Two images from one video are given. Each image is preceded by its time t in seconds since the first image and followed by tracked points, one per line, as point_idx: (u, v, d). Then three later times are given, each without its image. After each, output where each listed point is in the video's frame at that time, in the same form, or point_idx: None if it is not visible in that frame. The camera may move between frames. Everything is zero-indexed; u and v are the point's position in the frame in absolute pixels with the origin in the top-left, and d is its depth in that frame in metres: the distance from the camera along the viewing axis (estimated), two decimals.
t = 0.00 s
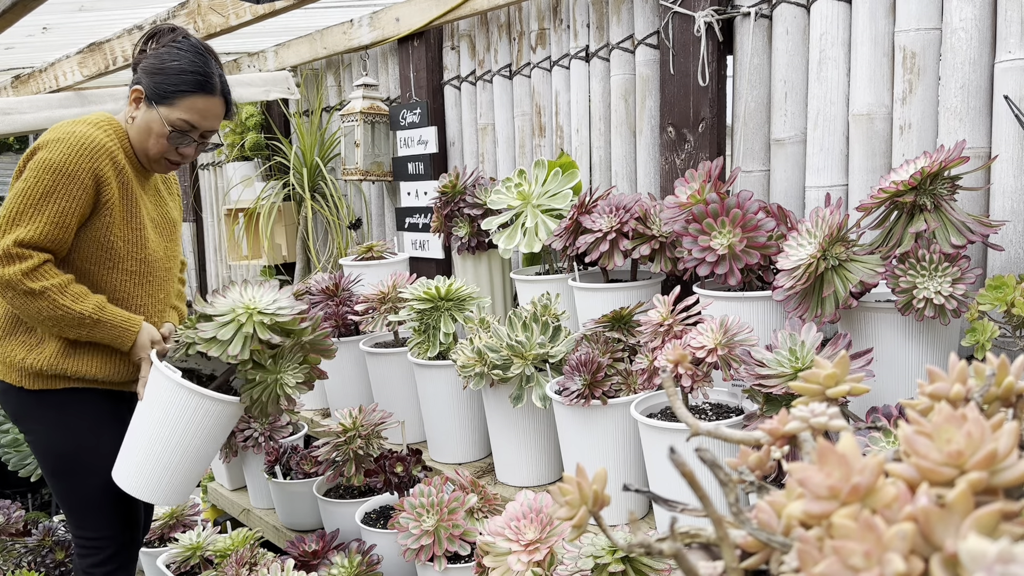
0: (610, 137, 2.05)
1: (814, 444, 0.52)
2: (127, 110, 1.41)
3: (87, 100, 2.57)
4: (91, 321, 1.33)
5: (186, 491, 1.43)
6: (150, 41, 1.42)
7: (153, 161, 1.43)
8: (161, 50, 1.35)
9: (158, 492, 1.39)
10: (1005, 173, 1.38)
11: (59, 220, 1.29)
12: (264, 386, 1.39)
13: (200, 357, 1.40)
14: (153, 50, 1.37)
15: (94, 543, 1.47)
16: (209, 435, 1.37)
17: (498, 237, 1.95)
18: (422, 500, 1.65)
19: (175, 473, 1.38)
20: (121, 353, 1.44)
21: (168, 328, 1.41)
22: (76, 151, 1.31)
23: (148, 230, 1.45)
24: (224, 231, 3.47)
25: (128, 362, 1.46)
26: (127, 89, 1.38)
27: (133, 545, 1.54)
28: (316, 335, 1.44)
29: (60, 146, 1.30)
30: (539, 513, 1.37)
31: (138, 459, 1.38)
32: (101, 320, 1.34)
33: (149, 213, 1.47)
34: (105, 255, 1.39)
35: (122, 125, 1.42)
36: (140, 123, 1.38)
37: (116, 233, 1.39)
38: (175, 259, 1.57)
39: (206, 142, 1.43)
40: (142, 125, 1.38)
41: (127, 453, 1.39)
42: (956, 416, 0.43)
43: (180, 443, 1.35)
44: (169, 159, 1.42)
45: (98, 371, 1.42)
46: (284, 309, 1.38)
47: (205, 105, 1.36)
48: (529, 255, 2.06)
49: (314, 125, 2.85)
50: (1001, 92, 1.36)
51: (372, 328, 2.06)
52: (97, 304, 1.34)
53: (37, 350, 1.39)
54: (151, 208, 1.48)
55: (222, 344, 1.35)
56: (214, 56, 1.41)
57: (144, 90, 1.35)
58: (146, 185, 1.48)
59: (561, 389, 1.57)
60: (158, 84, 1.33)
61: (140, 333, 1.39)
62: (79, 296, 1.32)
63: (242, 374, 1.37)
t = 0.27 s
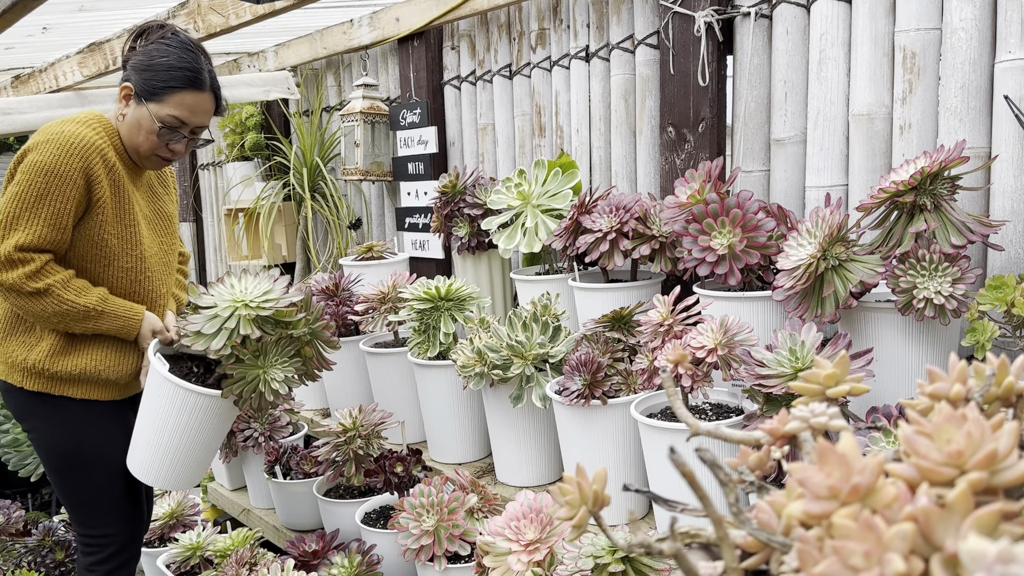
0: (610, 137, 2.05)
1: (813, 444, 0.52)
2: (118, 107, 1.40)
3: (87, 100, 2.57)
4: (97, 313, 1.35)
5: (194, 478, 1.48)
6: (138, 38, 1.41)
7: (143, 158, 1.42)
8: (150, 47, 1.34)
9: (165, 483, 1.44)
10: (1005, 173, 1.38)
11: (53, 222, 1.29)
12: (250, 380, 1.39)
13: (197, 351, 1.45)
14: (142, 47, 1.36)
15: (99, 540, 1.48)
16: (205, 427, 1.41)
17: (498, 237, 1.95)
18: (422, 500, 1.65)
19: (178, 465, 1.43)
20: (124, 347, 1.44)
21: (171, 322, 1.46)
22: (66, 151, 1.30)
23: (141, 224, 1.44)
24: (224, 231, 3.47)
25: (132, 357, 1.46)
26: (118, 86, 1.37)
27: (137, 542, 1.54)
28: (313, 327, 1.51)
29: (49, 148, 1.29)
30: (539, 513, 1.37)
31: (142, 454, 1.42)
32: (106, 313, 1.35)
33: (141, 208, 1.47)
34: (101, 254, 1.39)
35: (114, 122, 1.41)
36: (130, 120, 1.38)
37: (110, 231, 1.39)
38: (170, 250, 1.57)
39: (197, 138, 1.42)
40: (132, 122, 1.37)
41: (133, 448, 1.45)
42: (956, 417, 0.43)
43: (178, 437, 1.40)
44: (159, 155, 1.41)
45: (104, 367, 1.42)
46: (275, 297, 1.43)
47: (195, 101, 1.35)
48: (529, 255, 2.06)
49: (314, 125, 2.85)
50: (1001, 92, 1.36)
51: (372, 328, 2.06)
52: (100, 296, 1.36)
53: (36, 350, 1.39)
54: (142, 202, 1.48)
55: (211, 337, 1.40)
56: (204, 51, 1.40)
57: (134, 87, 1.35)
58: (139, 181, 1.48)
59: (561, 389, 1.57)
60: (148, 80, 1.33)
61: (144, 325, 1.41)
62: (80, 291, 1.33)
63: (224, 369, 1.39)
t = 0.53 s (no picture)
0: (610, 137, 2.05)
1: (813, 444, 0.52)
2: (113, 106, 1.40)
3: (87, 99, 2.57)
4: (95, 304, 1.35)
5: (191, 464, 1.48)
6: (137, 38, 1.41)
7: (139, 159, 1.41)
8: (147, 47, 1.34)
9: (166, 470, 1.44)
10: (1004, 173, 1.38)
11: (49, 220, 1.29)
12: (250, 359, 1.41)
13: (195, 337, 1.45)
14: (139, 47, 1.36)
15: (105, 538, 1.47)
16: (204, 411, 1.41)
17: (498, 237, 1.95)
18: (422, 500, 1.65)
19: (178, 452, 1.43)
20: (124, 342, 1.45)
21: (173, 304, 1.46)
22: (61, 149, 1.30)
23: (140, 221, 1.44)
24: (224, 231, 3.47)
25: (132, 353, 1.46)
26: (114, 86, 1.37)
27: (143, 540, 1.53)
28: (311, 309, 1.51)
29: (44, 146, 1.29)
30: (539, 513, 1.37)
31: (140, 444, 1.42)
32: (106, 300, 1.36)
33: (140, 207, 1.46)
34: (98, 253, 1.39)
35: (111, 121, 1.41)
36: (127, 121, 1.37)
37: (107, 229, 1.39)
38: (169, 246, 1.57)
39: (194, 139, 1.41)
40: (128, 122, 1.37)
41: (130, 438, 1.44)
42: (956, 417, 0.43)
43: (177, 423, 1.40)
44: (156, 156, 1.40)
45: (103, 363, 1.42)
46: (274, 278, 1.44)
47: (191, 101, 1.35)
48: (529, 255, 2.06)
49: (314, 125, 2.85)
50: (1001, 92, 1.36)
51: (372, 328, 2.06)
52: (99, 283, 1.36)
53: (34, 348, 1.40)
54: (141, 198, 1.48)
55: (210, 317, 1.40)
56: (202, 52, 1.40)
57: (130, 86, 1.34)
58: (138, 180, 1.47)
59: (561, 389, 1.57)
60: (143, 81, 1.32)
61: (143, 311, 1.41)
62: (78, 280, 1.34)
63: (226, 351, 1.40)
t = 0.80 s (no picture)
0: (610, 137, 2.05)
1: (813, 444, 0.52)
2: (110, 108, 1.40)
3: (87, 99, 2.57)
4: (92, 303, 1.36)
5: (197, 461, 1.48)
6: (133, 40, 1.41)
7: (136, 160, 1.41)
8: (142, 48, 1.34)
9: (174, 468, 1.44)
10: (1004, 173, 1.38)
11: (44, 222, 1.29)
12: (244, 350, 1.39)
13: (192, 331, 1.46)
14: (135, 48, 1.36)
15: (117, 537, 1.46)
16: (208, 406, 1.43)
17: (498, 237, 1.95)
18: (422, 500, 1.65)
19: (179, 447, 1.43)
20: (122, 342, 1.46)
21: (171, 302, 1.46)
22: (57, 152, 1.30)
23: (137, 223, 1.44)
24: (224, 231, 3.48)
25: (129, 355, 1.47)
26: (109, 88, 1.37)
27: (156, 538, 1.52)
28: (304, 303, 1.50)
29: (41, 149, 1.30)
30: (539, 513, 1.37)
31: (142, 441, 1.41)
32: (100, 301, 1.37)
33: (138, 208, 1.47)
34: (95, 255, 1.39)
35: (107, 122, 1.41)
36: (122, 122, 1.37)
37: (104, 230, 1.39)
38: (166, 246, 1.57)
39: (190, 139, 1.41)
40: (124, 123, 1.37)
41: (132, 437, 1.43)
42: (956, 416, 0.43)
43: (183, 417, 1.41)
44: (152, 157, 1.40)
45: (103, 365, 1.42)
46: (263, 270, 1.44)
47: (185, 102, 1.34)
48: (529, 255, 2.06)
49: (314, 125, 2.85)
50: (1001, 92, 1.36)
51: (372, 328, 2.06)
52: (95, 284, 1.37)
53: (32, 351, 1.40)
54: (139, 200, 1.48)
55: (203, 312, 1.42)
56: (197, 53, 1.40)
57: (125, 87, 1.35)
58: (136, 182, 1.48)
59: (561, 389, 1.57)
60: (138, 82, 1.32)
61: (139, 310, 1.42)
62: (73, 281, 1.34)
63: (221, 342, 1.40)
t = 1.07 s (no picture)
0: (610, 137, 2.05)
1: (813, 444, 0.52)
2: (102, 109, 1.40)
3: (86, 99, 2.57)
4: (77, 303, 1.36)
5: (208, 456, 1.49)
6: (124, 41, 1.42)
7: (130, 160, 1.41)
8: (133, 48, 1.34)
9: (187, 465, 1.45)
10: (1004, 173, 1.38)
11: (27, 222, 1.29)
12: (234, 335, 1.40)
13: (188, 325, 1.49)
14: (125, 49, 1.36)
15: (129, 536, 1.45)
16: (216, 393, 1.44)
17: (498, 237, 1.95)
18: (422, 500, 1.65)
19: (197, 441, 1.45)
20: (116, 343, 1.46)
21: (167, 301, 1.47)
22: (45, 153, 1.30)
23: (129, 224, 1.44)
24: (224, 231, 3.47)
25: (124, 355, 1.47)
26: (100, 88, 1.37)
27: (169, 536, 1.51)
28: (297, 290, 1.52)
29: (31, 150, 1.30)
30: (538, 513, 1.37)
31: (154, 444, 1.42)
32: (87, 301, 1.37)
33: (133, 210, 1.46)
34: (84, 256, 1.40)
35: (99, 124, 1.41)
36: (114, 123, 1.37)
37: (95, 231, 1.39)
38: (162, 246, 1.57)
39: (182, 139, 1.41)
40: (116, 124, 1.37)
41: (142, 441, 1.44)
42: (956, 416, 0.43)
43: (193, 410, 1.42)
44: (145, 157, 1.40)
45: (101, 366, 1.42)
46: (253, 259, 1.47)
47: (176, 102, 1.34)
48: (529, 255, 2.06)
49: (315, 125, 2.85)
50: (1001, 92, 1.36)
51: (372, 328, 2.06)
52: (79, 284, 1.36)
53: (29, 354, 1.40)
54: (134, 201, 1.48)
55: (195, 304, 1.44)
56: (188, 53, 1.40)
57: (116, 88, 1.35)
58: (130, 183, 1.47)
59: (561, 389, 1.57)
60: (128, 83, 1.32)
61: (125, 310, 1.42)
62: (57, 280, 1.34)
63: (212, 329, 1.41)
